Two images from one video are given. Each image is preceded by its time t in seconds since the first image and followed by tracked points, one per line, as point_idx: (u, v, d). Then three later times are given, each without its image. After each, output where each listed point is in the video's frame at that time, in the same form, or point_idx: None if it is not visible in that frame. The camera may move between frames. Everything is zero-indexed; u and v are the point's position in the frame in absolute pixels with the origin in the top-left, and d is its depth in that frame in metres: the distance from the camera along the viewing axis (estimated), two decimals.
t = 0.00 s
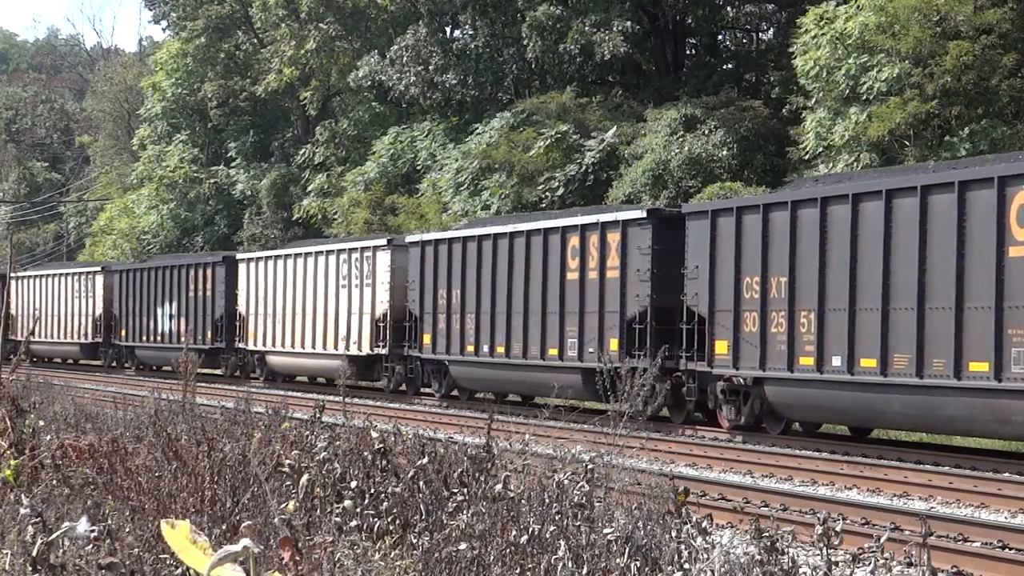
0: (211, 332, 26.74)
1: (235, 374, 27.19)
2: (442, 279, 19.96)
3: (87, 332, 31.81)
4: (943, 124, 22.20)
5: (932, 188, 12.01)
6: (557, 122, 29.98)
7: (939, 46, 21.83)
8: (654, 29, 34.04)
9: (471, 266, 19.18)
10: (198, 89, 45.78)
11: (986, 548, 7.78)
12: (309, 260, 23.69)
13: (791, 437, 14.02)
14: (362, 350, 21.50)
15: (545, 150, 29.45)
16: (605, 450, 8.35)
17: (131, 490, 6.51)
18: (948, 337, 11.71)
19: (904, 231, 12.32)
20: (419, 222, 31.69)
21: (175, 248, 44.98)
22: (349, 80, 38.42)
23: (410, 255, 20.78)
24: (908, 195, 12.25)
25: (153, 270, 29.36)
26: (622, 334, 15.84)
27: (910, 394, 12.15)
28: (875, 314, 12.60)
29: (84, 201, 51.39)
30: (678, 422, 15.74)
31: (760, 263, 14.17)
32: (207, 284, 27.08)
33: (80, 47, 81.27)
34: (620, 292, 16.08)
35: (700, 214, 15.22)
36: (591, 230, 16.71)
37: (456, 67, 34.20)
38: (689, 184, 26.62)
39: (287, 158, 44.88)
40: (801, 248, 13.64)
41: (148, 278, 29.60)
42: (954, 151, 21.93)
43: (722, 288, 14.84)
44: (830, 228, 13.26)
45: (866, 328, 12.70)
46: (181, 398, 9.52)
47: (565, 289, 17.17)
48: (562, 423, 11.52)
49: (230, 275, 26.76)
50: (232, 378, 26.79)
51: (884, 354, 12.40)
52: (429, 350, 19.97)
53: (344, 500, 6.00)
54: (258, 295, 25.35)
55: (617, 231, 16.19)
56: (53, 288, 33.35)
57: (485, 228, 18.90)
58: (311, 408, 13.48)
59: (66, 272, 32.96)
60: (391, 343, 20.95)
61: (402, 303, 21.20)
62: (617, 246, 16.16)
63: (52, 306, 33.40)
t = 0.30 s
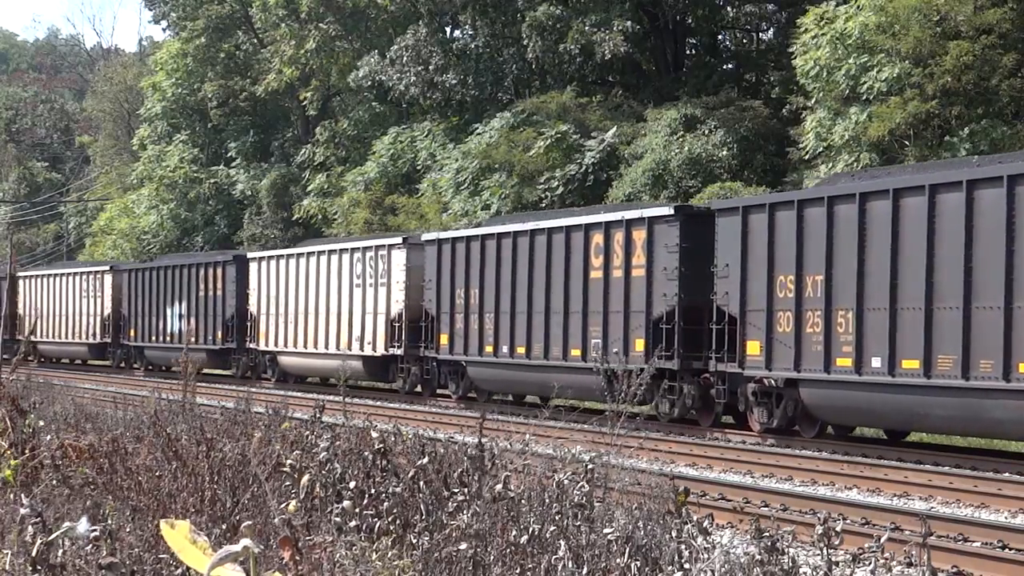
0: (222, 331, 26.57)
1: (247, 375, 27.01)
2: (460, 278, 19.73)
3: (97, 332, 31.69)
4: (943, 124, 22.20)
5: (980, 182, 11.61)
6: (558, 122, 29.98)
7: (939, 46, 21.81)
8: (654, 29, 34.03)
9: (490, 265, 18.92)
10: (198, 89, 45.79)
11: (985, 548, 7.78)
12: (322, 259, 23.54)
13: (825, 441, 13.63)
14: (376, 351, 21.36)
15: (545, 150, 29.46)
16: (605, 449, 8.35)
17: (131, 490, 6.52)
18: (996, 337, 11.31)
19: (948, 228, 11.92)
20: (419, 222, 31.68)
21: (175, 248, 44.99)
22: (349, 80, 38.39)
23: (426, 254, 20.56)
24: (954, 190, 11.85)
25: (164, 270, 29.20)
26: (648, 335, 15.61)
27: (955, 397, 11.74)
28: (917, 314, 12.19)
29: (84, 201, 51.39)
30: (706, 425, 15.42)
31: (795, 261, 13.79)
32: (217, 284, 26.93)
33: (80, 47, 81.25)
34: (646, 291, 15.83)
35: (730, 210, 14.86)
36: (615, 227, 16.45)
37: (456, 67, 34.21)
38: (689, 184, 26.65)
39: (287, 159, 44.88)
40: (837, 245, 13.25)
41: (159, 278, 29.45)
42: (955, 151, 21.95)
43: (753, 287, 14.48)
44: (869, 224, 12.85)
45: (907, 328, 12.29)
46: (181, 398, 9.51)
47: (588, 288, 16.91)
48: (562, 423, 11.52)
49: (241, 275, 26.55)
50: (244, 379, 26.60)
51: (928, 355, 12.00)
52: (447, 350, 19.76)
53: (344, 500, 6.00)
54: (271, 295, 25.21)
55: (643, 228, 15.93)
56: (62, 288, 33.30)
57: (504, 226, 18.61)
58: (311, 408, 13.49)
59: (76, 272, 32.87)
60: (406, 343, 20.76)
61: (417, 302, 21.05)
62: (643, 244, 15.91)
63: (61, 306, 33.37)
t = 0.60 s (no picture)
0: (233, 331, 26.39)
1: (258, 376, 26.83)
2: (478, 277, 19.44)
3: (105, 333, 31.57)
4: (942, 124, 22.21)
5: None
6: (558, 122, 29.97)
7: (939, 46, 21.81)
8: (654, 29, 34.03)
9: (509, 263, 18.64)
10: (198, 89, 45.80)
11: (986, 547, 7.79)
12: (335, 258, 23.31)
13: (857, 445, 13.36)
14: (391, 352, 21.16)
15: (545, 150, 29.47)
16: (605, 449, 8.36)
17: (131, 490, 6.51)
18: None
19: (996, 225, 11.63)
20: (419, 222, 31.70)
21: (175, 248, 45.00)
22: (349, 81, 38.36)
23: (443, 252, 20.27)
24: (1002, 185, 11.55)
25: (174, 269, 29.04)
26: (676, 336, 15.43)
27: (1003, 400, 11.50)
28: (964, 314, 11.91)
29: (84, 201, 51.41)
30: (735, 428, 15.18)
31: (831, 259, 13.52)
32: (228, 283, 26.78)
33: (80, 47, 81.27)
34: (674, 290, 15.58)
35: (763, 207, 14.57)
36: (641, 225, 16.18)
37: (456, 67, 34.21)
38: (689, 184, 26.68)
39: (287, 159, 44.89)
40: (877, 243, 12.97)
41: (169, 277, 29.30)
42: (955, 151, 21.95)
43: (786, 286, 14.21)
44: (910, 221, 12.57)
45: (952, 328, 12.04)
46: (181, 399, 9.51)
47: (613, 287, 16.63)
48: (563, 423, 11.53)
49: (252, 274, 26.34)
50: (255, 380, 26.46)
51: (974, 356, 11.75)
52: (464, 351, 19.51)
53: (344, 500, 6.00)
54: (282, 295, 25.00)
55: (670, 226, 15.66)
56: (68, 288, 33.28)
57: (524, 223, 18.32)
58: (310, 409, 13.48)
59: (85, 271, 32.76)
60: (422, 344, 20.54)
61: (433, 302, 20.73)
62: (670, 242, 15.65)
63: (67, 306, 33.35)
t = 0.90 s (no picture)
0: (244, 331, 26.10)
1: (270, 377, 26.63)
2: (497, 276, 19.00)
3: (113, 333, 31.40)
4: (943, 124, 22.22)
5: None
6: (557, 122, 29.97)
7: (939, 46, 21.83)
8: (654, 29, 34.04)
9: (530, 262, 18.19)
10: (198, 89, 45.80)
11: (986, 548, 7.77)
12: (348, 257, 23.05)
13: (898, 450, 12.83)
14: (406, 353, 20.91)
15: (545, 150, 29.47)
16: (605, 449, 8.36)
17: (131, 490, 6.52)
18: None
19: None
20: (419, 222, 31.72)
21: (175, 248, 45.00)
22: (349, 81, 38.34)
23: (461, 251, 19.88)
24: None
25: (183, 269, 28.86)
26: (705, 336, 14.95)
27: None
28: (1013, 314, 11.30)
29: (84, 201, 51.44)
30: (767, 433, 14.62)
31: (870, 256, 12.90)
32: (239, 283, 26.52)
33: (80, 47, 81.30)
34: (703, 289, 15.11)
35: (797, 202, 13.99)
36: (668, 223, 15.72)
37: (456, 67, 34.21)
38: (689, 184, 26.69)
39: (287, 159, 44.91)
40: (919, 239, 12.35)
41: (178, 276, 29.14)
42: (955, 151, 21.94)
43: (822, 285, 13.63)
44: (955, 217, 11.95)
45: (1000, 328, 11.43)
46: (181, 398, 9.51)
47: (638, 287, 16.17)
48: (563, 422, 11.53)
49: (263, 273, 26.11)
50: (266, 380, 26.26)
51: None
52: (483, 352, 19.08)
53: (344, 500, 6.00)
54: (294, 294, 24.74)
55: (699, 224, 15.19)
56: (75, 287, 33.20)
57: (546, 221, 17.86)
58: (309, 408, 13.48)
59: (92, 270, 32.61)
60: (439, 344, 20.26)
61: (450, 302, 20.45)
62: (699, 240, 15.17)
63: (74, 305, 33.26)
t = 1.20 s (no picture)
0: (254, 331, 25.94)
1: (281, 377, 26.38)
2: (518, 275, 18.76)
3: (122, 333, 31.23)
4: (943, 124, 22.23)
5: None
6: (558, 122, 29.97)
7: (939, 46, 21.86)
8: (654, 29, 34.06)
9: (552, 260, 17.95)
10: (198, 89, 45.80)
11: (985, 548, 7.78)
12: (363, 256, 22.76)
13: (939, 454, 12.59)
14: (423, 353, 20.52)
15: (545, 150, 29.47)
16: (605, 449, 8.37)
17: (131, 490, 6.52)
18: None
19: None
20: (419, 222, 31.74)
21: (174, 248, 44.98)
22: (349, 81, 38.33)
23: (480, 250, 19.63)
24: None
25: (193, 268, 28.70)
26: (736, 336, 14.68)
27: None
28: None
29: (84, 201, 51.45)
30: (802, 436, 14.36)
31: (912, 254, 12.70)
32: (251, 282, 26.39)
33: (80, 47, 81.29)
34: (733, 288, 14.86)
35: (834, 199, 13.78)
36: (696, 220, 15.48)
37: (456, 67, 34.20)
38: (689, 184, 26.70)
39: (287, 159, 44.90)
40: (964, 237, 12.15)
41: (189, 276, 28.99)
42: (955, 151, 21.94)
43: (860, 284, 13.40)
44: (1003, 213, 11.76)
45: None
46: (181, 399, 9.51)
47: (666, 286, 15.92)
48: (563, 423, 11.53)
49: (275, 272, 25.92)
50: (277, 381, 26.02)
51: None
52: (502, 353, 18.82)
53: (344, 500, 5.99)
54: (306, 294, 24.53)
55: (729, 221, 14.95)
56: (82, 287, 33.09)
57: (569, 219, 17.64)
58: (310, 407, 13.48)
59: (101, 270, 32.47)
60: (456, 345, 19.87)
61: (467, 302, 20.13)
62: (729, 238, 14.93)
63: (81, 305, 33.14)
